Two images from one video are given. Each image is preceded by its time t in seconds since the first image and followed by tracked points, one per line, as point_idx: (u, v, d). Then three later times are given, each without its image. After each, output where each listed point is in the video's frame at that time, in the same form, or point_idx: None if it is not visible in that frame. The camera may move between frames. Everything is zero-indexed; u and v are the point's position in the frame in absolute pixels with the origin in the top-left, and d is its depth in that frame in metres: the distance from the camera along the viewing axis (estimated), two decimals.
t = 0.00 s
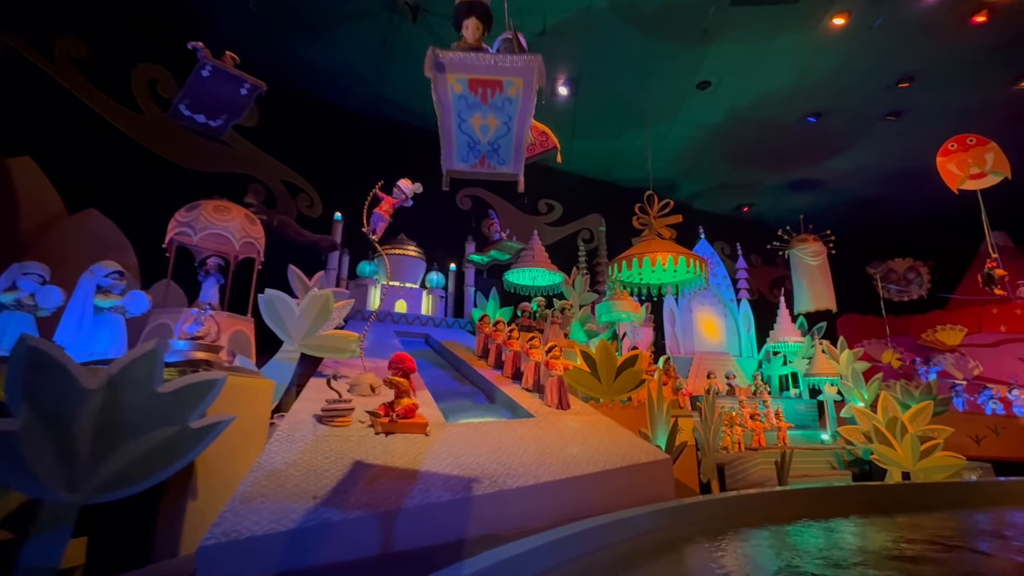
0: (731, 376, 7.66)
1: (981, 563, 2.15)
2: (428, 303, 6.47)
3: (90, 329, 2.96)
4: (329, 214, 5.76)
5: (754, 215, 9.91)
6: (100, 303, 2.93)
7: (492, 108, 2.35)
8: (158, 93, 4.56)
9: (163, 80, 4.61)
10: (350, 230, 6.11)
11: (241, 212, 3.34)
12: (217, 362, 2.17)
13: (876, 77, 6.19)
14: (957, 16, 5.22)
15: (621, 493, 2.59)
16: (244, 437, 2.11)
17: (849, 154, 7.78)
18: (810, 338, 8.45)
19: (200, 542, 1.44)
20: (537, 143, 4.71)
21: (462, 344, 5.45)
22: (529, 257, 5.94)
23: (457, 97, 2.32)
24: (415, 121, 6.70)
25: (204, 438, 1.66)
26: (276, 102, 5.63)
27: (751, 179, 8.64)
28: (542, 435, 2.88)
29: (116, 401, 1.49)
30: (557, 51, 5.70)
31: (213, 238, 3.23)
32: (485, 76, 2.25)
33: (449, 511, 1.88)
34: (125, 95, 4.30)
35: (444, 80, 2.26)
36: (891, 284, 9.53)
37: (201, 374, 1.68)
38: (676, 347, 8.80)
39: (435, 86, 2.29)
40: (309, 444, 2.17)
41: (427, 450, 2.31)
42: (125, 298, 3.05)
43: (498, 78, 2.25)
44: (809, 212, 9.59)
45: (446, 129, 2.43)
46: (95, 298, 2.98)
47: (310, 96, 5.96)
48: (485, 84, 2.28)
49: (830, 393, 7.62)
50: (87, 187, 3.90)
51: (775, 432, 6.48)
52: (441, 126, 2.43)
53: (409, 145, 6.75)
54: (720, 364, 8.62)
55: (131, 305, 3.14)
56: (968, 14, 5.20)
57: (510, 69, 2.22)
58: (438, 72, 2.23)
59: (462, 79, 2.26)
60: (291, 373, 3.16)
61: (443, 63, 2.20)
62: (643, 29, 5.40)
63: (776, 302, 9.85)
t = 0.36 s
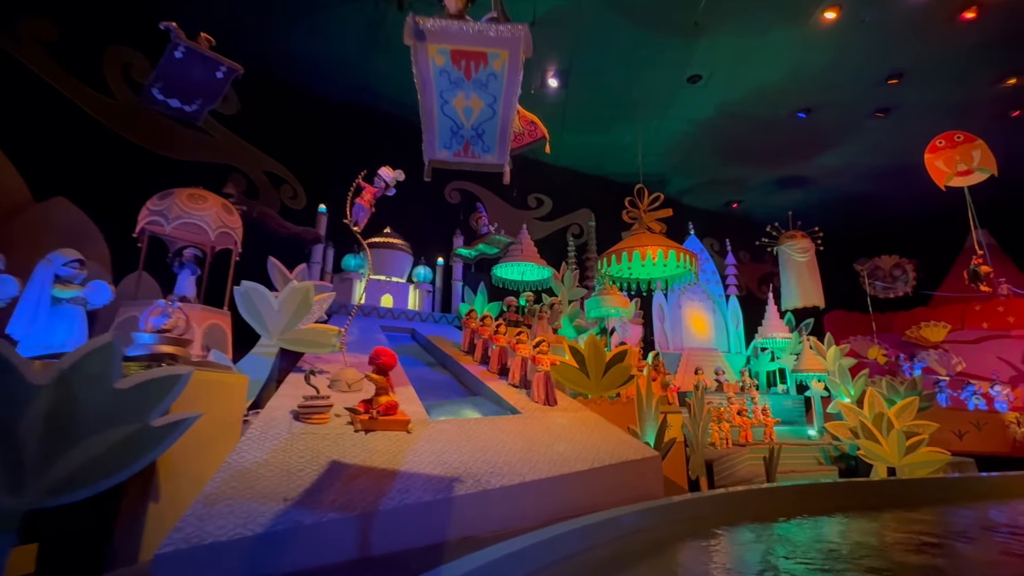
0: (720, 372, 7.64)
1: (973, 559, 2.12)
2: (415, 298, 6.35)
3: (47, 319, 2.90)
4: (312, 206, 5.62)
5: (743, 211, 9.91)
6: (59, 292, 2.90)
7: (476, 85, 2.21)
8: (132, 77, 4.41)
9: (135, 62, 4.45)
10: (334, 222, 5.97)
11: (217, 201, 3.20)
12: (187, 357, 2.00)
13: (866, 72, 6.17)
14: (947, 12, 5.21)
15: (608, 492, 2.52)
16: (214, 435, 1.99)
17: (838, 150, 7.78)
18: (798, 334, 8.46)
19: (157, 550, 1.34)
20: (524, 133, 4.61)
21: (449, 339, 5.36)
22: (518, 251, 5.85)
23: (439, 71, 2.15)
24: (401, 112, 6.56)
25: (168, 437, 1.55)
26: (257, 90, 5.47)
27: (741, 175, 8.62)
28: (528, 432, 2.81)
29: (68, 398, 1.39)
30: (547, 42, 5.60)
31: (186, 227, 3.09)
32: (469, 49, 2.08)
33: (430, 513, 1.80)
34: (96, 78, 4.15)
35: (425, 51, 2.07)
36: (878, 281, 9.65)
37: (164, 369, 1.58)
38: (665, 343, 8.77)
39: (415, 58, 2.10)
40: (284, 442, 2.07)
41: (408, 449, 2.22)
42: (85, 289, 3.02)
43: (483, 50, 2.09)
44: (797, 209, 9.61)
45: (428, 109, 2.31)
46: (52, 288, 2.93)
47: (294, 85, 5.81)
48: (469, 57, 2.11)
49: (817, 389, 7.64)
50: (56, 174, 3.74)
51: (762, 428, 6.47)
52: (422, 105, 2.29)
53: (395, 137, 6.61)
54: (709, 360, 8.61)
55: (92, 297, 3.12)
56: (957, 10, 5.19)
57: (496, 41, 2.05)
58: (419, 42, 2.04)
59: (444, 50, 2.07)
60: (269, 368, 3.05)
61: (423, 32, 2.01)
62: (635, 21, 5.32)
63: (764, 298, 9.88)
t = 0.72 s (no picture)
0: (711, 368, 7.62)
1: (966, 558, 2.09)
2: (405, 293, 6.25)
3: (11, 309, 2.91)
4: (299, 199, 5.50)
5: (735, 208, 9.89)
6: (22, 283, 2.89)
7: (461, 61, 2.14)
8: (110, 62, 4.30)
9: (113, 48, 4.34)
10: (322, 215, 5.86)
11: (196, 190, 3.09)
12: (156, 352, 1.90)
13: (859, 68, 6.14)
14: (941, 7, 5.18)
15: (598, 491, 2.46)
16: (186, 432, 1.89)
17: (830, 147, 7.77)
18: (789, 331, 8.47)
19: (115, 557, 1.26)
20: (515, 124, 4.51)
21: (439, 335, 5.27)
22: (509, 246, 5.77)
23: (422, 44, 2.04)
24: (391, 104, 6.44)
25: (132, 437, 1.46)
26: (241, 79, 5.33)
27: (734, 171, 8.59)
28: (517, 429, 2.74)
29: (20, 394, 1.30)
30: (540, 33, 5.50)
31: (163, 217, 2.98)
32: (454, 20, 1.96)
33: (412, 514, 1.73)
34: (72, 64, 4.02)
35: (408, 23, 1.95)
36: (868, 278, 9.71)
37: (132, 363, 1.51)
38: (656, 340, 8.73)
39: (396, 30, 1.98)
40: (262, 440, 1.98)
41: (391, 447, 2.15)
42: (50, 280, 3.02)
43: (469, 23, 1.97)
44: (789, 206, 9.61)
45: (414, 92, 2.28)
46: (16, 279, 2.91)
47: (280, 74, 5.68)
48: (454, 30, 2.00)
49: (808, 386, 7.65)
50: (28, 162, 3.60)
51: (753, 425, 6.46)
52: (407, 87, 2.26)
53: (385, 129, 6.49)
54: (700, 357, 8.59)
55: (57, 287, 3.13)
56: (951, 6, 5.16)
57: (482, 13, 1.91)
58: (401, 13, 1.90)
59: (429, 22, 1.96)
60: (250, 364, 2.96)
61: (406, 3, 1.88)
62: (629, 13, 5.24)
63: (755, 295, 9.88)
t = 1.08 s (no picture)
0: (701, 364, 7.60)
1: (958, 556, 2.05)
2: (393, 288, 6.14)
3: None
4: (284, 191, 5.36)
5: (727, 205, 9.87)
6: None
7: (445, 35, 2.03)
8: (82, 44, 4.13)
9: (85, 29, 4.18)
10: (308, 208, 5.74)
11: (172, 177, 2.98)
12: (119, 345, 1.79)
13: (851, 63, 6.11)
14: (934, 3, 5.15)
15: (587, 491, 2.39)
16: (153, 430, 1.78)
17: (822, 143, 7.75)
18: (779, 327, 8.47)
19: (65, 566, 1.16)
20: (504, 113, 4.41)
21: (427, 330, 5.18)
22: (499, 241, 5.68)
23: (403, 17, 1.96)
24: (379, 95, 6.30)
25: (88, 437, 1.34)
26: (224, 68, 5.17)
27: (725, 167, 8.55)
28: (505, 426, 2.66)
29: None
30: (531, 23, 5.40)
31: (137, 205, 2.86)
32: None
33: (392, 516, 1.64)
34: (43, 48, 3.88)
35: None
36: (856, 275, 9.75)
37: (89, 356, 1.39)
38: (647, 336, 8.69)
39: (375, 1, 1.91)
40: (236, 438, 1.88)
41: (373, 445, 2.06)
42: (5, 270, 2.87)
43: None
44: (780, 202, 9.60)
45: (396, 71, 2.18)
46: None
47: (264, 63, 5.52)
48: None
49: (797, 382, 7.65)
50: None
51: (744, 421, 6.45)
52: (389, 65, 2.16)
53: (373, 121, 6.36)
54: (691, 353, 8.58)
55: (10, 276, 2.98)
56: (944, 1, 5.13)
57: None
58: None
59: None
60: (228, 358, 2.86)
61: None
62: (622, 3, 5.15)
63: (746, 291, 9.89)
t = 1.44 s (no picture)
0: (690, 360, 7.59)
1: (949, 553, 2.01)
2: (378, 282, 6.02)
3: None
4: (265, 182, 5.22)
5: (716, 201, 9.88)
6: None
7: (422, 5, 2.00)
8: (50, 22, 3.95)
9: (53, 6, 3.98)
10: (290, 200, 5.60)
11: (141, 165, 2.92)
12: (74, 339, 1.66)
13: (840, 59, 6.10)
14: None
15: (575, 490, 2.33)
16: (114, 428, 1.67)
17: (810, 140, 7.76)
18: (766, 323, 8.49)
19: None
20: (492, 102, 4.31)
21: (412, 325, 5.08)
22: (486, 235, 5.59)
23: None
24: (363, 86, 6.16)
25: (37, 436, 1.23)
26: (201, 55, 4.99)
27: (714, 163, 8.53)
28: (490, 424, 2.59)
29: None
30: (519, 13, 5.29)
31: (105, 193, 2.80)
32: None
33: (368, 518, 1.56)
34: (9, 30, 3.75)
35: None
36: (843, 271, 9.92)
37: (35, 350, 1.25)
38: (636, 332, 8.65)
39: None
40: (203, 438, 1.78)
41: (351, 444, 1.97)
42: None
43: None
44: (768, 199, 9.63)
45: (373, 47, 2.11)
46: None
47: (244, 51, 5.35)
48: None
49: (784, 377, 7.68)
50: None
51: (732, 416, 6.44)
52: (366, 41, 2.09)
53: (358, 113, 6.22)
54: (679, 348, 8.57)
55: None
56: None
57: None
58: None
59: None
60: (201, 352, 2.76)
61: None
62: None
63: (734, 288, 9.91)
